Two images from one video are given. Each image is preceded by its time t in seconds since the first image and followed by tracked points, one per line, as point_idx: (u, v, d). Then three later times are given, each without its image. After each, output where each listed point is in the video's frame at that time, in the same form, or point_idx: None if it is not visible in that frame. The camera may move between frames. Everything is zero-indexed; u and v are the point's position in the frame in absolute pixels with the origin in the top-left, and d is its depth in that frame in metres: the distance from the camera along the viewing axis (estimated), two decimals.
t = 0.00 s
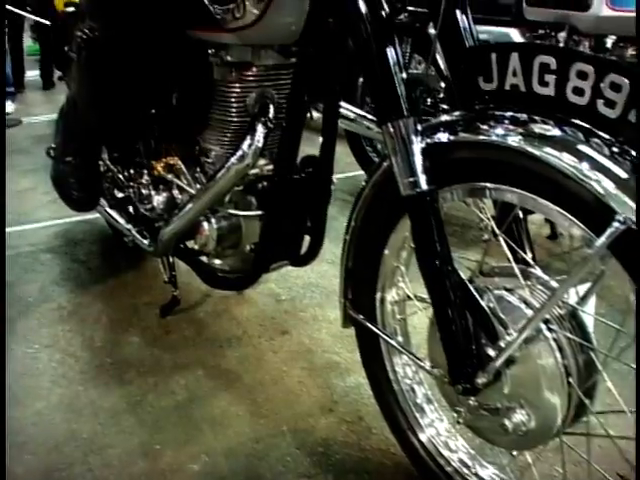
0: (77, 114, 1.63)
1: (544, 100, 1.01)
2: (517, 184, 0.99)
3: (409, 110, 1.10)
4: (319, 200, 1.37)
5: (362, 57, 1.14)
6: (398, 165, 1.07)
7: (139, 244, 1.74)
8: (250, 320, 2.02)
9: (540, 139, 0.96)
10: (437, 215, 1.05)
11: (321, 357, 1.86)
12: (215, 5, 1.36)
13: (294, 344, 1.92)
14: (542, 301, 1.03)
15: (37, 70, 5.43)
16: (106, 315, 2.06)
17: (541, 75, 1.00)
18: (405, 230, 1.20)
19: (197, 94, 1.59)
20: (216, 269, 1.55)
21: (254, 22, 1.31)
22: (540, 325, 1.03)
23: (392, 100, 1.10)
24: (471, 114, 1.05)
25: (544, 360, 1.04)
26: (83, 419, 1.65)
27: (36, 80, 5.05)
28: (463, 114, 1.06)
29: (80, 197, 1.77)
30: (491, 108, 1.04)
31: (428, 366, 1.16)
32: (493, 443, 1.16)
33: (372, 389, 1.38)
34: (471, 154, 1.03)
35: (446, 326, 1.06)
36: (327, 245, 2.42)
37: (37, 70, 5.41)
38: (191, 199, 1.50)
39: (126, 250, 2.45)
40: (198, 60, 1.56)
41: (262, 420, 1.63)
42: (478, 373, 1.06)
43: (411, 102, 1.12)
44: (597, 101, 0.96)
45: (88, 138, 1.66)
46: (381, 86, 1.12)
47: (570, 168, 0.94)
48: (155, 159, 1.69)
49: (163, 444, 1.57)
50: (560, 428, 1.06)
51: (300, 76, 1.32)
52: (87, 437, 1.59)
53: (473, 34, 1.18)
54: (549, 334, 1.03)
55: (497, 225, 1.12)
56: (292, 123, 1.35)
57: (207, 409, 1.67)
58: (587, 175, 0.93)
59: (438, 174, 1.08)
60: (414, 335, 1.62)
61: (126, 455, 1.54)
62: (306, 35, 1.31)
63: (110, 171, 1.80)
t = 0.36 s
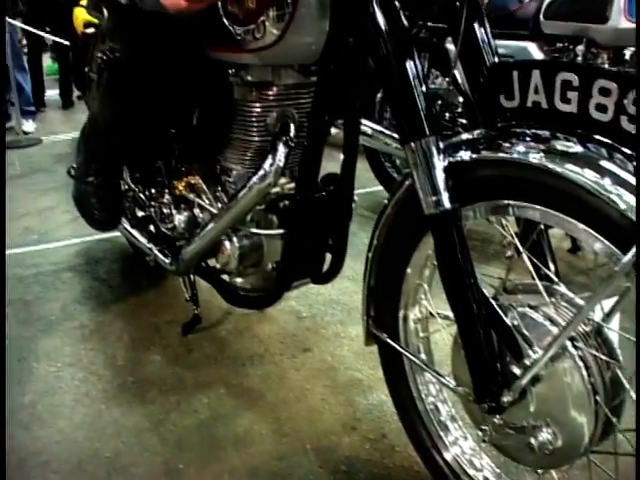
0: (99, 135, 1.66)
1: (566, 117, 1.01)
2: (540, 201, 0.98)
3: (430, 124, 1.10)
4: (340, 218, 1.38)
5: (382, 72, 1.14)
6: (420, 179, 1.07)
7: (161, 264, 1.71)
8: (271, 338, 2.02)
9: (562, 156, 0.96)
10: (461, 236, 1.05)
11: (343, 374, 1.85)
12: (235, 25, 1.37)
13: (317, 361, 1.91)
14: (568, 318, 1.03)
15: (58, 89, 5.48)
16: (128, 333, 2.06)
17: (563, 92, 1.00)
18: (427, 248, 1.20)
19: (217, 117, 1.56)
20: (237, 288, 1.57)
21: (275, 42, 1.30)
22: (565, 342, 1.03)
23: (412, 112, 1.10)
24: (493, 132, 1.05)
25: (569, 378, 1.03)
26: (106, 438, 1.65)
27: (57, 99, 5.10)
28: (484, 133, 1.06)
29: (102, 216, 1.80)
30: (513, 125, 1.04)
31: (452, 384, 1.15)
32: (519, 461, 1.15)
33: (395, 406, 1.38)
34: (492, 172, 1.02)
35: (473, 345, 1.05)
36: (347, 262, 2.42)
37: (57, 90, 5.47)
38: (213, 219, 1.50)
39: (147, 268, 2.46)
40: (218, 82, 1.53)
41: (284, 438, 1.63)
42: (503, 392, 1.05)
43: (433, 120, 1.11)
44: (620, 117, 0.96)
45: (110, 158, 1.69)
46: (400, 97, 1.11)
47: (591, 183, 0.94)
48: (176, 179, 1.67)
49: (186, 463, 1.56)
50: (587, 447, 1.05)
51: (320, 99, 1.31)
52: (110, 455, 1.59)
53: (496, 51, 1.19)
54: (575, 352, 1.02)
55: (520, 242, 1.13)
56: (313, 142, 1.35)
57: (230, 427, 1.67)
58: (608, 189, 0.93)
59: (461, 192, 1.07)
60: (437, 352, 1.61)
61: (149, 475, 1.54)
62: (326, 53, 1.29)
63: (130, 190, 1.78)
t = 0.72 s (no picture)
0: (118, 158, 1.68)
1: (586, 137, 1.01)
2: (562, 221, 0.97)
3: (448, 141, 1.09)
4: (360, 239, 1.38)
5: (399, 87, 1.13)
6: (439, 195, 1.06)
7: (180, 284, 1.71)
8: (291, 358, 2.02)
9: (580, 177, 0.96)
10: (482, 259, 1.04)
11: (363, 395, 1.85)
12: (253, 48, 1.37)
13: (336, 382, 1.91)
14: (591, 340, 1.02)
15: (76, 110, 5.53)
16: (147, 355, 2.07)
17: (584, 113, 1.00)
18: (447, 270, 1.20)
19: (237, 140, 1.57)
20: (257, 308, 1.59)
21: (292, 66, 1.31)
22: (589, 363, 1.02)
23: (430, 129, 1.10)
24: (512, 153, 1.05)
25: (593, 401, 1.02)
26: (126, 459, 1.65)
27: (76, 120, 5.15)
28: (503, 155, 1.06)
29: (122, 238, 1.82)
30: (533, 146, 1.04)
31: (474, 406, 1.14)
32: None
33: (416, 428, 1.37)
34: (513, 193, 1.01)
35: (495, 366, 1.04)
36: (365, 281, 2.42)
37: (75, 111, 5.52)
38: (233, 240, 1.51)
39: (165, 289, 2.47)
40: (237, 105, 1.53)
41: (305, 460, 1.63)
42: (526, 413, 1.04)
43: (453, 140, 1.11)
44: None
45: (129, 179, 1.72)
46: (418, 113, 1.11)
47: (609, 201, 0.93)
48: (195, 200, 1.69)
49: None
50: (613, 468, 1.04)
51: (339, 120, 1.31)
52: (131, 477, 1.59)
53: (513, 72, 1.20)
54: (599, 373, 1.02)
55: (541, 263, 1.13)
56: (332, 165, 1.35)
57: (250, 449, 1.67)
58: (630, 208, 0.92)
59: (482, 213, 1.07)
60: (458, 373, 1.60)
61: None
62: (343, 80, 1.30)
63: (149, 212, 1.80)
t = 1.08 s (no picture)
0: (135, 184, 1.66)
1: (602, 160, 1.01)
2: (578, 244, 0.97)
3: (461, 160, 1.10)
4: (376, 262, 1.39)
5: (412, 111, 1.13)
6: (455, 217, 1.06)
7: (196, 309, 1.71)
8: (307, 381, 2.01)
9: (596, 199, 0.96)
10: (499, 283, 1.04)
11: (380, 418, 1.84)
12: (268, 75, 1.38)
13: (353, 405, 1.90)
14: (611, 363, 1.02)
15: (89, 133, 5.58)
16: (163, 379, 2.07)
17: (599, 136, 1.00)
18: (464, 293, 1.19)
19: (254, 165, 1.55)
20: (273, 333, 1.59)
21: (305, 94, 1.34)
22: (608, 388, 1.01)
23: (443, 146, 1.10)
24: (527, 177, 1.06)
25: (615, 425, 1.02)
26: None
27: (90, 143, 5.19)
28: (518, 179, 1.06)
29: (138, 263, 1.82)
30: (548, 171, 1.04)
31: (493, 430, 1.13)
32: None
33: (435, 451, 1.36)
34: (529, 217, 1.02)
35: (513, 386, 1.04)
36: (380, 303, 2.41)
37: (88, 134, 5.57)
38: (249, 264, 1.51)
39: (180, 312, 2.47)
40: (252, 131, 1.51)
41: None
42: (546, 438, 1.04)
43: (467, 162, 1.10)
44: None
45: (145, 205, 1.70)
46: (431, 132, 1.11)
47: (625, 224, 0.93)
48: (211, 225, 1.68)
49: None
50: None
51: (354, 142, 1.31)
52: None
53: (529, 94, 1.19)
54: (619, 397, 1.00)
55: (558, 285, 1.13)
56: (347, 187, 1.35)
57: (268, 474, 1.66)
58: None
59: (498, 237, 1.06)
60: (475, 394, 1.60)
61: None
62: (356, 102, 1.29)
63: (165, 236, 1.81)
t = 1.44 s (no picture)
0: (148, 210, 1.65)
1: (613, 187, 1.01)
2: (591, 269, 0.97)
3: (473, 185, 1.09)
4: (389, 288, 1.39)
5: (422, 137, 1.14)
6: (465, 238, 1.07)
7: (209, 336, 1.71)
8: (320, 407, 2.01)
9: (609, 225, 0.97)
10: (513, 311, 1.03)
11: (395, 444, 1.83)
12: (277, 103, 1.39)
13: (367, 431, 1.89)
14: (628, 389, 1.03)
15: (100, 158, 5.61)
16: (176, 406, 2.06)
17: (610, 162, 1.00)
18: (477, 321, 1.19)
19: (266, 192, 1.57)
20: (286, 360, 1.59)
21: (317, 122, 1.34)
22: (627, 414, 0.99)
23: (453, 170, 1.10)
24: (540, 204, 1.06)
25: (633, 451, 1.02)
26: None
27: (101, 168, 5.22)
28: (530, 206, 1.07)
29: (151, 290, 1.80)
30: (561, 198, 1.05)
31: (510, 458, 1.12)
32: None
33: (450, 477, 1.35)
34: (542, 243, 1.02)
35: (529, 413, 1.03)
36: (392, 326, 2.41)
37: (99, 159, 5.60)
38: (262, 291, 1.51)
39: (192, 338, 2.47)
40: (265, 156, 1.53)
41: None
42: (564, 466, 1.02)
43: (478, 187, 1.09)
44: None
45: (159, 233, 1.69)
46: (440, 155, 1.11)
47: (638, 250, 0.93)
48: (223, 253, 1.67)
49: None
50: None
51: (366, 168, 1.31)
52: None
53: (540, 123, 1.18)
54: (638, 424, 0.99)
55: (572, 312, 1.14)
56: (359, 213, 1.34)
57: None
58: None
59: (511, 264, 1.06)
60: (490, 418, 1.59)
61: None
62: (367, 130, 1.31)
63: (177, 262, 1.81)
